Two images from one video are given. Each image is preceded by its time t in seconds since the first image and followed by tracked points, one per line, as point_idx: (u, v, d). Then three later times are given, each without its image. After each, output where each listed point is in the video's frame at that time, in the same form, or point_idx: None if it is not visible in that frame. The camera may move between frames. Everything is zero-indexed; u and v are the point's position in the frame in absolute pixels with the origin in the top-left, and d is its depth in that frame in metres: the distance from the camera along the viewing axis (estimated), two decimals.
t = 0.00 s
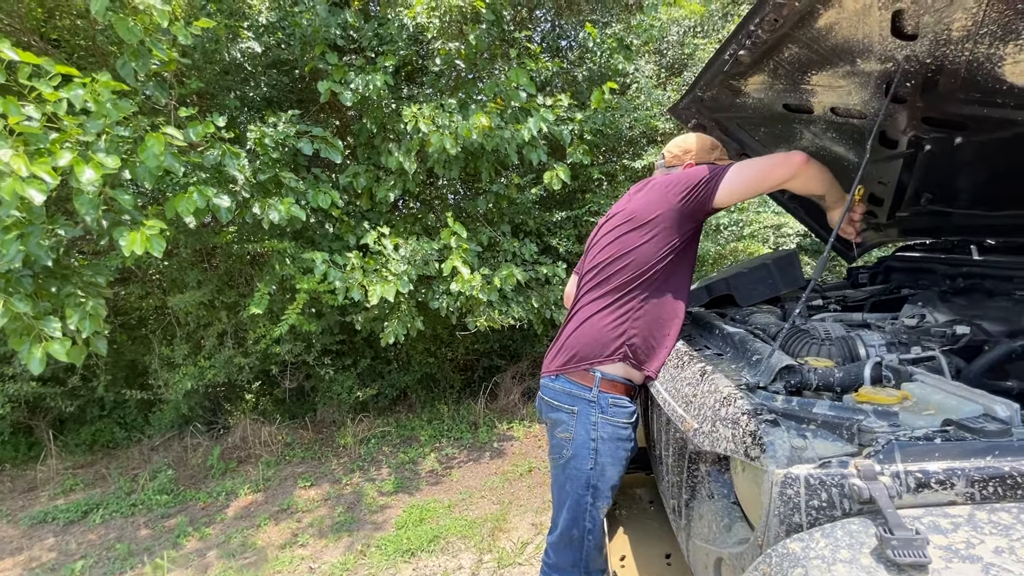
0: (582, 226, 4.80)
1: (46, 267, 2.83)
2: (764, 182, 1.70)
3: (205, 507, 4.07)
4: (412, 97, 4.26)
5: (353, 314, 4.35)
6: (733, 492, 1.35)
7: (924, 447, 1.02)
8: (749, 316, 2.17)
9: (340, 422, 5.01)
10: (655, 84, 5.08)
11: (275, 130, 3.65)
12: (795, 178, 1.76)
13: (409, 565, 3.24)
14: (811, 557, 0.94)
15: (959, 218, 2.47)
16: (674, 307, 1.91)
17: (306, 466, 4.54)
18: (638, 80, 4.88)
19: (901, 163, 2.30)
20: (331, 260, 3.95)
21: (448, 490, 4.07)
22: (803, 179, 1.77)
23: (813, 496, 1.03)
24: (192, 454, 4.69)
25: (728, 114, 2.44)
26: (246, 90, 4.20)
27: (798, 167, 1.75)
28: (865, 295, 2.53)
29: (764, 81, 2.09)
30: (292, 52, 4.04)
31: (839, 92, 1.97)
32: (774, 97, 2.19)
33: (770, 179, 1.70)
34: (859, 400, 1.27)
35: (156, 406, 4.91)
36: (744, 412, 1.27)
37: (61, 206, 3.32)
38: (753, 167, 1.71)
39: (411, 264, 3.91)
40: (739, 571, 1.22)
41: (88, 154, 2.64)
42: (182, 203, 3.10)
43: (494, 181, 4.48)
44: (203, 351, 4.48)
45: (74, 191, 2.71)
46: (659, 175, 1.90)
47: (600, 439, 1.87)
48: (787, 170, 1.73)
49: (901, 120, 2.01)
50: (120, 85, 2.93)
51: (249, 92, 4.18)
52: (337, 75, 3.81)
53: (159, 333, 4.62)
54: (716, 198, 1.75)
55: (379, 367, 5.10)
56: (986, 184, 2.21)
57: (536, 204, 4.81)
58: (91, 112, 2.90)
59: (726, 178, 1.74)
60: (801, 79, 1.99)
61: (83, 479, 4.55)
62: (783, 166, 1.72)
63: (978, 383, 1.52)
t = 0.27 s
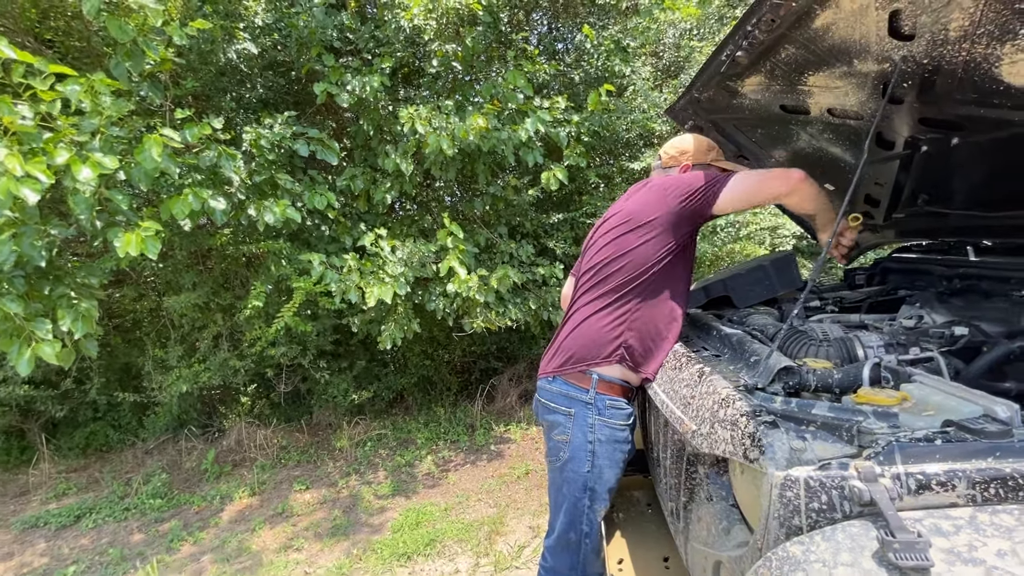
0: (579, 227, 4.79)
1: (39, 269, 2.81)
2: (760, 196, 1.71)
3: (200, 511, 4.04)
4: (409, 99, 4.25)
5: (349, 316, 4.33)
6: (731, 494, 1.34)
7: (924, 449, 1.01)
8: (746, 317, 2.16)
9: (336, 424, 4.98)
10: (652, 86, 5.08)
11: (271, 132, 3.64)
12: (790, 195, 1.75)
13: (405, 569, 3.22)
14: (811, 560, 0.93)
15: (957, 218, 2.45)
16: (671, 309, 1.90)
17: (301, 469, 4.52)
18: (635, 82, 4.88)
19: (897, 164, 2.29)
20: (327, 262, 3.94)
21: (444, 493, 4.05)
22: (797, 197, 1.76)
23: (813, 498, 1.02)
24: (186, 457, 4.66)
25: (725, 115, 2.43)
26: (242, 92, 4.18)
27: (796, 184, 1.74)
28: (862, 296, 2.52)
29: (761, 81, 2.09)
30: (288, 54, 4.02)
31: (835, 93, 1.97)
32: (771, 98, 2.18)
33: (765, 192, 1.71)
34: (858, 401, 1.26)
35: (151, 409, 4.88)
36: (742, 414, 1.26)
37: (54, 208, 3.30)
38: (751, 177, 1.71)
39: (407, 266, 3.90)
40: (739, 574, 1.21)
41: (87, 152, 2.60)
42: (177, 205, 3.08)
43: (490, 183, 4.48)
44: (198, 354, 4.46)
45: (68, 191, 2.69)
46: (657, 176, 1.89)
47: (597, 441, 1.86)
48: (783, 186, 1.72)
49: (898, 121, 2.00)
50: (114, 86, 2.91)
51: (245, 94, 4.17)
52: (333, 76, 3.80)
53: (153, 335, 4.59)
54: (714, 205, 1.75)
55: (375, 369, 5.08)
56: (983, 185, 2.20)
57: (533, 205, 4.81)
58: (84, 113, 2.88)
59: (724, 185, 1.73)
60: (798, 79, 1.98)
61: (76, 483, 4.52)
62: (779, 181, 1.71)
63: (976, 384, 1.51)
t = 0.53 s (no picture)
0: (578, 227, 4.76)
1: (31, 269, 2.78)
2: (760, 225, 1.69)
3: (195, 514, 4.01)
4: (407, 99, 4.22)
5: (346, 317, 4.30)
6: (733, 496, 1.31)
7: (931, 449, 0.98)
8: (747, 316, 2.13)
9: (333, 426, 4.95)
10: (651, 86, 5.06)
11: (268, 132, 3.61)
12: (788, 232, 1.73)
13: (402, 573, 3.18)
14: (816, 565, 0.90)
15: (959, 216, 2.43)
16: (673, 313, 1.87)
17: (298, 471, 4.48)
18: (634, 82, 4.86)
19: (899, 161, 2.27)
20: (325, 262, 3.91)
21: (442, 495, 4.02)
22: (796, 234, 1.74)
23: (818, 500, 0.99)
24: (183, 459, 4.62)
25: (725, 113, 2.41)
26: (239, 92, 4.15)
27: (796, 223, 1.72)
28: (863, 295, 2.49)
29: (761, 78, 2.06)
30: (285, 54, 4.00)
31: (836, 88, 1.94)
32: (771, 94, 2.16)
33: (766, 223, 1.69)
34: (862, 401, 1.23)
35: (147, 411, 4.84)
36: (744, 414, 1.23)
37: (49, 207, 3.27)
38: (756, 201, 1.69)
39: (405, 266, 3.87)
40: None
41: (77, 151, 2.57)
42: (171, 204, 3.05)
43: (489, 183, 4.45)
44: (194, 355, 4.42)
45: (61, 189, 2.66)
46: (662, 177, 1.87)
47: (596, 442, 1.83)
48: (784, 220, 1.70)
49: (900, 116, 1.97)
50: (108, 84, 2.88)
51: (242, 93, 4.14)
52: (331, 76, 3.77)
53: (148, 336, 4.55)
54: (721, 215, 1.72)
55: (373, 371, 5.05)
56: (986, 182, 2.17)
57: (531, 206, 4.78)
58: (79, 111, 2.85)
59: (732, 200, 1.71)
60: (799, 75, 1.96)
61: (71, 486, 4.48)
62: (780, 214, 1.69)
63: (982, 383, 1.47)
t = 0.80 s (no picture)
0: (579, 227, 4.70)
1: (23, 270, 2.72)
2: (769, 195, 1.60)
3: (193, 518, 3.96)
4: (406, 98, 4.17)
5: (346, 318, 4.25)
6: (742, 507, 1.26)
7: (955, 461, 0.93)
8: (754, 317, 2.07)
9: (333, 428, 4.89)
10: (652, 84, 5.00)
11: (265, 131, 3.55)
12: (801, 196, 1.65)
13: None
14: None
15: (970, 215, 2.41)
16: (675, 310, 1.81)
17: (297, 474, 4.43)
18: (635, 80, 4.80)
19: (909, 158, 2.21)
20: (324, 263, 3.85)
21: (442, 498, 3.97)
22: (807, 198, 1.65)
23: (835, 515, 0.94)
24: (181, 462, 4.57)
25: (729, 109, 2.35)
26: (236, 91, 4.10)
27: (810, 187, 1.64)
28: (871, 295, 2.44)
29: (767, 72, 2.00)
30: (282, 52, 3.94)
31: (846, 83, 1.88)
32: (777, 89, 2.10)
33: (775, 192, 1.60)
34: (878, 408, 1.17)
35: (145, 413, 4.78)
36: (754, 421, 1.17)
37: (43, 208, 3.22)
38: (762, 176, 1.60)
39: (405, 266, 3.81)
40: None
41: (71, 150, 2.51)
42: (166, 205, 2.99)
43: (489, 182, 4.40)
44: (192, 357, 4.37)
45: (53, 190, 2.60)
46: (659, 171, 1.81)
47: (598, 448, 1.77)
48: (794, 186, 1.62)
49: (912, 111, 1.91)
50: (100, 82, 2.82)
51: (239, 92, 4.09)
52: (329, 74, 3.72)
53: (146, 338, 4.49)
54: (720, 202, 1.65)
55: (373, 372, 5.00)
56: (1002, 178, 2.12)
57: (532, 205, 4.72)
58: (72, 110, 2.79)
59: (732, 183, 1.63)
60: (806, 69, 1.90)
61: (68, 489, 4.42)
62: (789, 181, 1.61)
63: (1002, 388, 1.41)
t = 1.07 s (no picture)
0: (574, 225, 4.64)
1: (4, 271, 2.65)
2: (764, 203, 1.56)
3: (183, 521, 3.89)
4: (400, 95, 4.10)
5: (338, 317, 4.18)
6: (743, 514, 1.20)
7: (971, 467, 0.88)
8: (752, 315, 2.02)
9: (326, 429, 4.83)
10: (648, 80, 4.94)
11: (255, 128, 3.47)
12: (798, 207, 1.60)
13: None
14: None
15: (973, 210, 2.36)
16: (669, 310, 1.76)
17: (290, 476, 4.36)
18: (631, 77, 4.75)
19: (911, 152, 2.15)
20: (316, 261, 3.79)
21: (436, 500, 3.91)
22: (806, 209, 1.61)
23: (844, 526, 0.89)
24: (172, 464, 4.50)
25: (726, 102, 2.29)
26: (225, 88, 4.03)
27: (806, 196, 1.60)
28: (872, 293, 2.39)
29: (767, 64, 1.95)
30: (273, 47, 3.87)
31: (847, 74, 1.83)
32: (776, 82, 2.04)
33: (771, 200, 1.56)
34: (886, 410, 1.12)
35: (135, 415, 4.70)
36: (756, 425, 1.12)
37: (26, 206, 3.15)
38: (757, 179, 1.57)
39: (398, 265, 3.75)
40: None
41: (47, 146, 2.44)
42: (152, 202, 2.92)
43: (483, 180, 4.34)
44: (182, 357, 4.30)
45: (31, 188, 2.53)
46: (652, 167, 1.75)
47: (591, 450, 1.72)
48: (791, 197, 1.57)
49: (916, 104, 1.85)
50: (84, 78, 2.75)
51: (230, 89, 4.02)
52: (320, 70, 3.65)
53: (135, 339, 4.41)
54: (714, 202, 1.60)
55: (367, 372, 4.93)
56: (1008, 169, 2.07)
57: (527, 203, 4.66)
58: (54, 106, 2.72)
59: (727, 186, 1.58)
60: (807, 60, 1.84)
61: (56, 492, 4.34)
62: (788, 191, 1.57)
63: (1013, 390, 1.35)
